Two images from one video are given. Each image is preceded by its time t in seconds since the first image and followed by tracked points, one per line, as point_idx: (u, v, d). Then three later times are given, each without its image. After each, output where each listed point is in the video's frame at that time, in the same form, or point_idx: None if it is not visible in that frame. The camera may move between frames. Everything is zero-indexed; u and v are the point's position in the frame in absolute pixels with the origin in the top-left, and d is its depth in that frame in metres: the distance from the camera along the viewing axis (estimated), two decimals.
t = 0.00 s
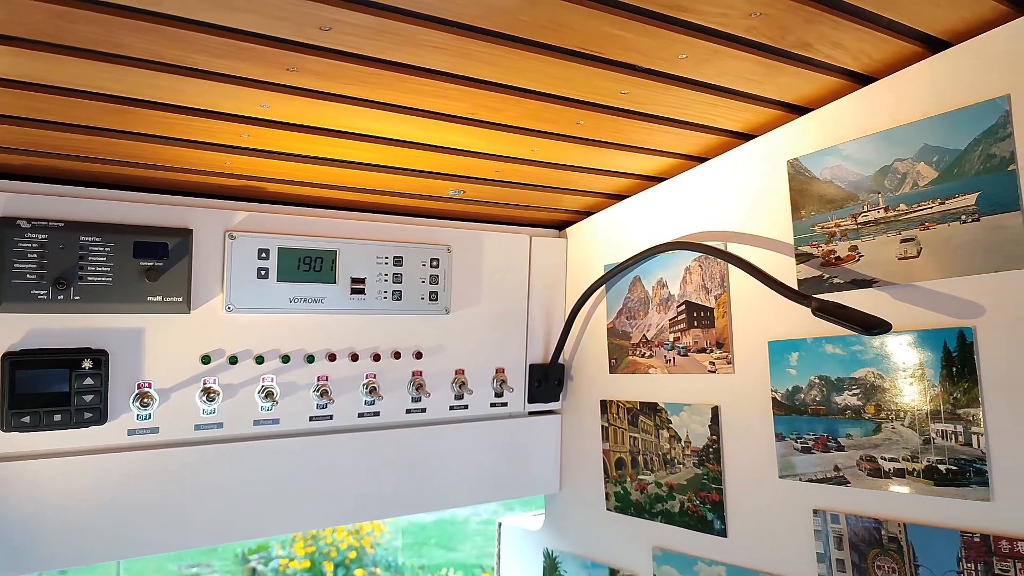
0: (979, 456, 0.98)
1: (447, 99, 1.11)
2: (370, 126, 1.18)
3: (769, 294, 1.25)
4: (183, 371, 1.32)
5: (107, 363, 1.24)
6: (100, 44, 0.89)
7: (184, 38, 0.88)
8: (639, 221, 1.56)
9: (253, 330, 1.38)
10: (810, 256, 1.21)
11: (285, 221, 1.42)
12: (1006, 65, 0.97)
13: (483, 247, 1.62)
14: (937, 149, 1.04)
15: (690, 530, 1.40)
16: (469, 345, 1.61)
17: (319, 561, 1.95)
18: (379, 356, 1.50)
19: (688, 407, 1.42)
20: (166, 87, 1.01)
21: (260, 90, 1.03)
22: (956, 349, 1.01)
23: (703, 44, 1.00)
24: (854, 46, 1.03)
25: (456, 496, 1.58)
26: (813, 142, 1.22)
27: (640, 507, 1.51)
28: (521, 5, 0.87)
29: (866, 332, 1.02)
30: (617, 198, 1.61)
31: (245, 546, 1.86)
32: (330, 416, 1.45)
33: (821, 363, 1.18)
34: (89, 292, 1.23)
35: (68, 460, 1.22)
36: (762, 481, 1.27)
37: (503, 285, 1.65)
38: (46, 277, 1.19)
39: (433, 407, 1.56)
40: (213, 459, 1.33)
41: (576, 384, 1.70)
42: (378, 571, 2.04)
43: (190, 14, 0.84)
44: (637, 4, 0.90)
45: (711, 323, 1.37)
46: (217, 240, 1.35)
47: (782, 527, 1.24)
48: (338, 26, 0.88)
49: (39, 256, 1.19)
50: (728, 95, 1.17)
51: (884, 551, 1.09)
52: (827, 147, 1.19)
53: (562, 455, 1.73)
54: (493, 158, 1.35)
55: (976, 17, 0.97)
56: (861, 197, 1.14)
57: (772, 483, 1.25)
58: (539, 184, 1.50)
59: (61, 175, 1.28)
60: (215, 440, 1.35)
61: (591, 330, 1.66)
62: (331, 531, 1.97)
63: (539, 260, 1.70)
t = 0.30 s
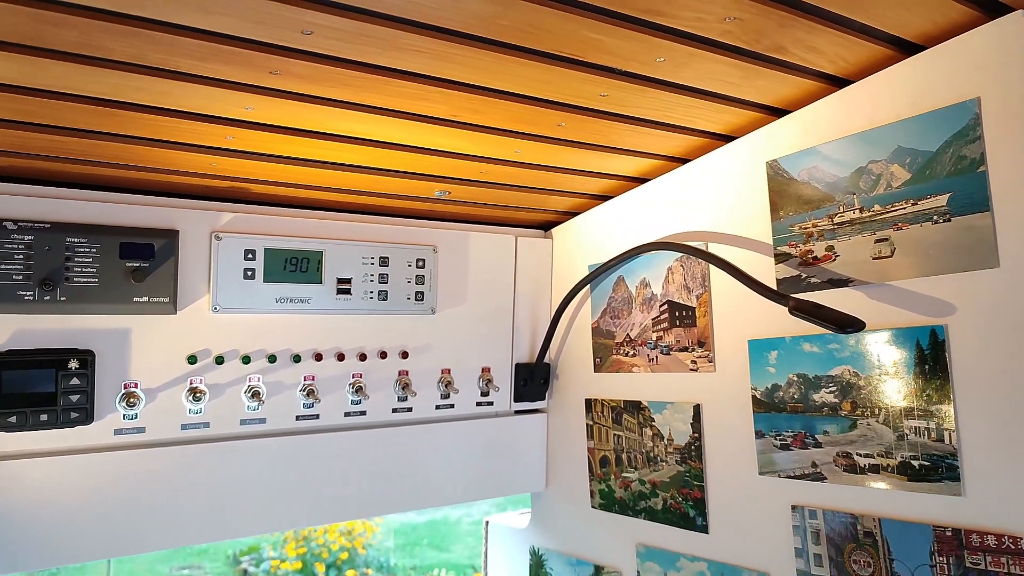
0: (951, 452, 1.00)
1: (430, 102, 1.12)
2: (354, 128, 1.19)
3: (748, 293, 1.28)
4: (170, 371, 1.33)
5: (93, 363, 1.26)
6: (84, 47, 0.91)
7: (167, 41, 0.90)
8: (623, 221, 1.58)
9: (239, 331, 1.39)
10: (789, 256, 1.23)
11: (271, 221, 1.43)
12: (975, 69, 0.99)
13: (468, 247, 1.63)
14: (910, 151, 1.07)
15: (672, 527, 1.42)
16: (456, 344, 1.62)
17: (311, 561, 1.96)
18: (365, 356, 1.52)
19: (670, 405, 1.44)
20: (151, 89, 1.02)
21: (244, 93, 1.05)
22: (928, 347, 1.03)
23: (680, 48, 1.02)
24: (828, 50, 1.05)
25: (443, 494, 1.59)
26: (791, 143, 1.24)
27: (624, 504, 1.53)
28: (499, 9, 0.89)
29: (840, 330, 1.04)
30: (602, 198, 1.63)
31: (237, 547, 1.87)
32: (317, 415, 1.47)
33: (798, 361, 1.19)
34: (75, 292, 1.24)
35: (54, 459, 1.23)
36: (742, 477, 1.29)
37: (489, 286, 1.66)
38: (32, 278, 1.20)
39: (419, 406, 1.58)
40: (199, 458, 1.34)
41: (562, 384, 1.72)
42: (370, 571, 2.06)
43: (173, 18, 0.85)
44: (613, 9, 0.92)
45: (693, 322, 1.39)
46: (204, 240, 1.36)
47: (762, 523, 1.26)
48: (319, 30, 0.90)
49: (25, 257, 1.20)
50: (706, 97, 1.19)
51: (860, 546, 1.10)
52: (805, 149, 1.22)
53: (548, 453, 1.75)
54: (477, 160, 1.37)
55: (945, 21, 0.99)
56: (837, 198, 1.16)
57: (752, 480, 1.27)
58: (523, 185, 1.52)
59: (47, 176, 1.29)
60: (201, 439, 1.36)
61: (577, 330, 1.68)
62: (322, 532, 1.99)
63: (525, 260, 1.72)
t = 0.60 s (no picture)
0: (926, 444, 1.02)
1: (413, 100, 1.13)
2: (337, 126, 1.20)
3: (728, 289, 1.29)
4: (154, 368, 1.33)
5: (77, 360, 1.26)
6: (66, 46, 0.90)
7: (150, 41, 0.90)
8: (607, 218, 1.60)
9: (224, 328, 1.40)
10: (769, 253, 1.25)
11: (255, 219, 1.44)
12: (949, 68, 1.01)
13: (453, 244, 1.64)
14: (886, 148, 1.08)
15: (656, 520, 1.44)
16: (441, 340, 1.63)
17: (300, 558, 1.97)
18: (350, 352, 1.52)
19: (653, 400, 1.45)
20: (134, 88, 1.02)
21: (227, 91, 1.05)
22: (904, 342, 1.05)
23: (660, 47, 1.03)
24: (807, 50, 1.07)
25: (428, 489, 1.60)
26: (770, 141, 1.26)
27: (608, 498, 1.55)
28: (481, 10, 0.90)
29: (817, 326, 1.06)
30: (586, 195, 1.65)
31: (225, 545, 1.87)
32: (302, 412, 1.47)
33: (779, 356, 1.21)
34: (58, 290, 1.24)
35: (37, 458, 1.23)
36: (723, 470, 1.31)
37: (475, 282, 1.67)
38: (14, 276, 1.20)
39: (405, 402, 1.59)
40: (185, 456, 1.35)
41: (547, 379, 1.73)
42: (360, 568, 2.07)
43: (155, 18, 0.86)
44: (594, 9, 0.93)
45: (676, 318, 1.41)
46: (188, 238, 1.37)
47: (742, 515, 1.28)
48: (301, 29, 0.90)
49: (7, 255, 1.20)
50: (687, 96, 1.20)
51: (838, 537, 1.12)
52: (784, 147, 1.23)
53: (534, 448, 1.76)
54: (461, 158, 1.37)
55: (921, 22, 1.01)
56: (815, 195, 1.18)
57: (733, 472, 1.29)
58: (507, 183, 1.53)
59: (29, 174, 1.29)
60: (186, 436, 1.37)
61: (561, 326, 1.69)
62: (312, 528, 1.98)
63: (510, 257, 1.73)
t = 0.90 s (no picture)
0: (909, 436, 1.04)
1: (403, 96, 1.14)
2: (329, 121, 1.20)
3: (716, 284, 1.31)
4: (145, 363, 1.33)
5: (67, 355, 1.25)
6: (57, 41, 0.91)
7: (141, 35, 0.90)
8: (597, 214, 1.61)
9: (215, 322, 1.40)
10: (756, 248, 1.26)
11: (247, 214, 1.44)
12: (933, 66, 1.03)
13: (445, 239, 1.65)
14: (871, 145, 1.10)
15: (645, 513, 1.46)
16: (432, 336, 1.64)
17: (291, 555, 1.97)
18: (342, 347, 1.53)
19: (643, 394, 1.47)
20: (126, 83, 1.02)
21: (219, 87, 1.05)
22: (888, 336, 1.07)
23: (649, 44, 1.04)
24: (793, 47, 1.08)
25: (420, 484, 1.61)
26: (758, 138, 1.27)
27: (598, 492, 1.56)
28: (471, 6, 0.91)
29: (804, 320, 1.07)
30: (576, 191, 1.66)
31: (216, 542, 1.88)
32: (294, 407, 1.48)
33: (766, 350, 1.23)
34: (49, 285, 1.24)
35: (29, 452, 1.23)
36: (711, 464, 1.32)
37: (466, 278, 1.68)
38: (5, 271, 1.20)
39: (396, 396, 1.59)
40: (177, 450, 1.35)
41: (538, 374, 1.74)
42: (351, 564, 2.07)
43: (146, 12, 0.86)
44: (583, 6, 0.94)
45: (665, 313, 1.42)
46: (179, 233, 1.37)
47: (730, 510, 1.29)
48: (292, 25, 0.91)
49: None
50: (676, 92, 1.21)
51: (824, 529, 1.14)
52: (772, 143, 1.25)
53: (525, 443, 1.77)
54: (452, 154, 1.38)
55: (905, 20, 1.02)
56: (802, 191, 1.19)
57: (721, 466, 1.31)
58: (498, 178, 1.54)
59: (19, 168, 1.29)
60: (178, 430, 1.37)
61: (552, 321, 1.70)
62: (303, 525, 1.99)
63: (501, 252, 1.74)
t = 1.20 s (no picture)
0: (893, 435, 1.05)
1: (393, 94, 1.13)
2: (317, 119, 1.20)
3: (703, 283, 1.32)
4: (129, 361, 1.32)
5: (53, 356, 1.23)
6: (43, 36, 0.89)
7: (129, 31, 0.89)
8: (585, 213, 1.61)
9: (201, 320, 1.38)
10: (743, 249, 1.27)
11: (234, 212, 1.43)
12: (918, 69, 1.04)
13: (433, 239, 1.64)
14: (856, 147, 1.11)
15: (631, 512, 1.46)
16: (420, 335, 1.63)
17: (275, 557, 1.96)
18: (329, 346, 1.52)
19: (630, 393, 1.47)
20: (112, 78, 1.01)
21: (207, 83, 1.05)
22: (873, 336, 1.08)
23: (639, 45, 1.04)
24: (781, 50, 1.09)
25: (407, 484, 1.60)
26: (745, 139, 1.28)
27: (585, 491, 1.56)
28: (462, 5, 0.91)
29: (790, 320, 1.08)
30: (564, 191, 1.66)
31: (199, 543, 1.86)
32: (280, 405, 1.47)
33: (752, 350, 1.24)
34: (34, 281, 1.22)
35: (11, 451, 1.21)
36: (697, 462, 1.33)
37: (454, 277, 1.68)
38: None
39: (384, 395, 1.58)
40: (162, 449, 1.33)
41: (525, 373, 1.75)
42: (336, 566, 2.06)
43: (134, 8, 0.85)
44: (574, 7, 0.94)
45: (652, 313, 1.43)
46: (165, 231, 1.35)
47: (715, 510, 1.30)
48: (282, 22, 0.90)
49: None
50: (665, 94, 1.22)
51: (808, 527, 1.15)
52: (758, 145, 1.26)
53: (512, 443, 1.77)
54: (441, 153, 1.38)
55: (890, 23, 1.03)
56: (788, 192, 1.20)
57: (707, 465, 1.31)
58: (487, 178, 1.54)
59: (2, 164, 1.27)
60: (163, 429, 1.36)
61: (540, 321, 1.70)
62: (287, 527, 1.98)
63: (489, 252, 1.74)
